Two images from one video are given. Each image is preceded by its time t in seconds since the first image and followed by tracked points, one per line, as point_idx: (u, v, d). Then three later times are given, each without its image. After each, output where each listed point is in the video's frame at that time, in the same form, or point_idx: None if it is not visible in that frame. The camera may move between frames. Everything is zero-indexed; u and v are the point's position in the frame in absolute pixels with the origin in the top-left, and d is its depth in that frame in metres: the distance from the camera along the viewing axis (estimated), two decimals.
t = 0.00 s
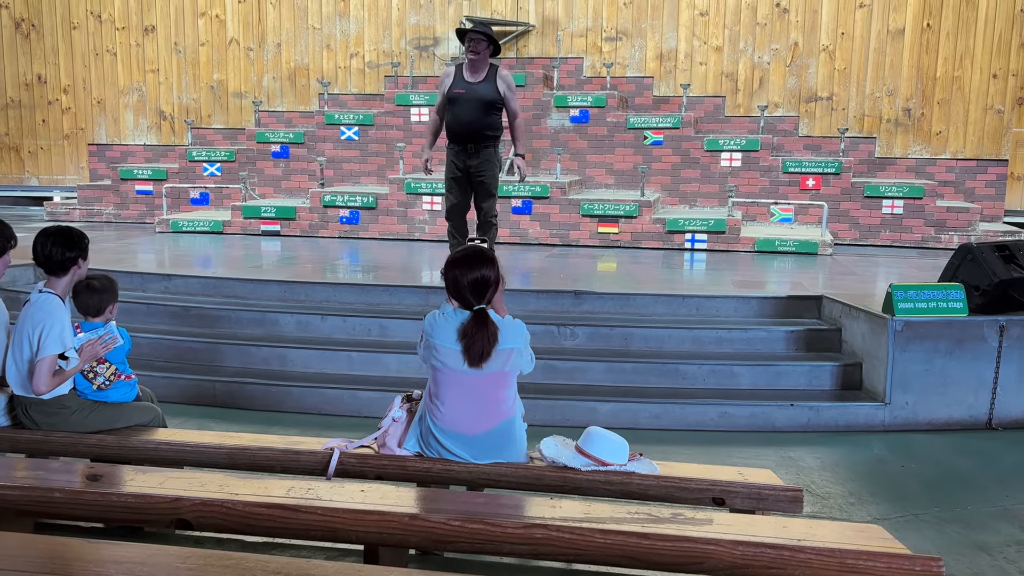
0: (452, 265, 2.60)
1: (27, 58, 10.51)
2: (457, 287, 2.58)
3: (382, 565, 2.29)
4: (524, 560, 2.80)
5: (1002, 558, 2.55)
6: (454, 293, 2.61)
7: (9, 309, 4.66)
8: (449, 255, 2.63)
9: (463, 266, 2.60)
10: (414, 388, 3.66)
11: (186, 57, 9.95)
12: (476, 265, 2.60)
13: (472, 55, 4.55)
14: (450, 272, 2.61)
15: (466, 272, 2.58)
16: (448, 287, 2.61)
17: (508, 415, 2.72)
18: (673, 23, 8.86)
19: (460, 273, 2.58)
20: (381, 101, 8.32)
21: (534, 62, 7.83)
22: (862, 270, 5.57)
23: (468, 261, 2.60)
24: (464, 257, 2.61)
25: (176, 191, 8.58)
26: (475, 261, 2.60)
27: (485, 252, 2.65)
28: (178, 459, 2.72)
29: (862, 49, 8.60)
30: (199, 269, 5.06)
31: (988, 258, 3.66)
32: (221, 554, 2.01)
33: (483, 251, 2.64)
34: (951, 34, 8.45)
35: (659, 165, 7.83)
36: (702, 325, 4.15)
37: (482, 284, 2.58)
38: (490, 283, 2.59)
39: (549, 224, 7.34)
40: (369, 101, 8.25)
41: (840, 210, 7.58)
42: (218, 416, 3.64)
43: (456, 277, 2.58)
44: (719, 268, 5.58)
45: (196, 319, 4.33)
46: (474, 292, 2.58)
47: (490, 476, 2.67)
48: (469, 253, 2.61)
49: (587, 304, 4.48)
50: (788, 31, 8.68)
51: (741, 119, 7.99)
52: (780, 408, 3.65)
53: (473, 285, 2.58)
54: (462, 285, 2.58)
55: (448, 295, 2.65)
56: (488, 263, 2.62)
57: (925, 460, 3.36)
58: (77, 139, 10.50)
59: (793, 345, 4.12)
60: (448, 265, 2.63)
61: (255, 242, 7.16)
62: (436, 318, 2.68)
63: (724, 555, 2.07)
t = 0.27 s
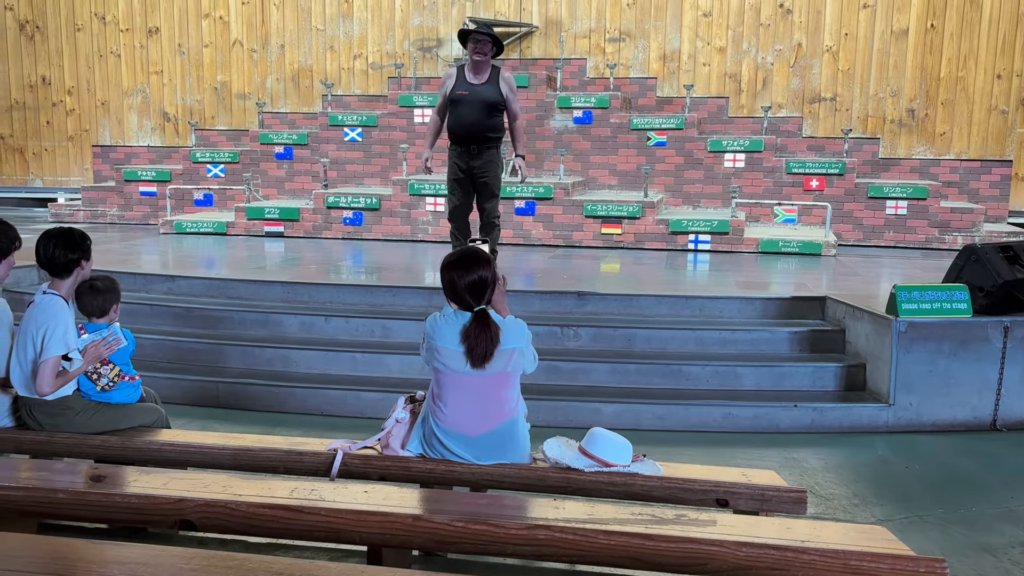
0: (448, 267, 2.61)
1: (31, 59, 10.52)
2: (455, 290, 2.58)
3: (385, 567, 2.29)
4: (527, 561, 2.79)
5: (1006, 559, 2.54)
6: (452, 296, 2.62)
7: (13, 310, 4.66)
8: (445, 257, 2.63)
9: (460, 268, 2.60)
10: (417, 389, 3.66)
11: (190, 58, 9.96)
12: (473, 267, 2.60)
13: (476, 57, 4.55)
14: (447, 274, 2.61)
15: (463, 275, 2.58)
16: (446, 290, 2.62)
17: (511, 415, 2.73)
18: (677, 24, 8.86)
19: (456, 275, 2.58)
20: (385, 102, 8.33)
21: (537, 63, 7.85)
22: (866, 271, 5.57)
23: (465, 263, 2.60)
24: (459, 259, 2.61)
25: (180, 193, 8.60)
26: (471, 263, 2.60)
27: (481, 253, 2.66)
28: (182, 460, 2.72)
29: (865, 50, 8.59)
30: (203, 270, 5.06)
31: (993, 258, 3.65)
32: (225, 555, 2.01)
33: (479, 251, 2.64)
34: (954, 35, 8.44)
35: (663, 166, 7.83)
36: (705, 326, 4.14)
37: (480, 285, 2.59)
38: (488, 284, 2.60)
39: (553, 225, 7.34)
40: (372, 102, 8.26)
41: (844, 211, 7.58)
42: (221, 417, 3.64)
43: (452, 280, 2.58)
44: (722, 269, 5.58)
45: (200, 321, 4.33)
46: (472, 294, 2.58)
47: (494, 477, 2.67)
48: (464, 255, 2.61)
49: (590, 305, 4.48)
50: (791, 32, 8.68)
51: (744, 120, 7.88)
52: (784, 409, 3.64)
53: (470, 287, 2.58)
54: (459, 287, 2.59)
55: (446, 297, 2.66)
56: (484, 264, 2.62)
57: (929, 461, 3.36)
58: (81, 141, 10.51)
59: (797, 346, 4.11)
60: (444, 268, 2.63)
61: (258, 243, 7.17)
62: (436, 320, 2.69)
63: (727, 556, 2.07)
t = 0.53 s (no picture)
0: (449, 268, 2.61)
1: (40, 60, 10.56)
2: (455, 292, 2.58)
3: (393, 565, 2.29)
4: (534, 560, 2.79)
5: (1015, 559, 2.53)
6: (453, 297, 2.62)
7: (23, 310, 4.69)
8: (445, 258, 2.64)
9: (460, 269, 2.60)
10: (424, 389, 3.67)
11: (198, 59, 9.99)
12: (473, 267, 2.60)
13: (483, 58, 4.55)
14: (448, 276, 2.61)
15: (463, 276, 2.59)
16: (447, 291, 2.62)
17: (517, 414, 2.73)
18: (683, 24, 8.85)
19: (457, 276, 2.59)
20: (392, 103, 8.33)
21: (544, 62, 7.85)
22: (873, 271, 5.56)
23: (465, 264, 2.60)
24: (460, 259, 2.61)
25: (187, 193, 8.63)
26: (471, 263, 2.60)
27: (481, 253, 2.66)
28: (191, 458, 2.73)
29: (873, 49, 8.57)
30: (211, 270, 5.07)
31: (1000, 258, 3.63)
32: (234, 552, 2.03)
33: (479, 251, 2.64)
34: (962, 34, 8.41)
35: (669, 166, 7.82)
36: (712, 326, 4.14)
37: (481, 286, 2.59)
38: (489, 283, 2.60)
39: (559, 225, 7.34)
40: (379, 103, 8.26)
41: (851, 211, 7.56)
42: (229, 416, 3.65)
43: (453, 282, 2.59)
44: (729, 269, 5.57)
45: (208, 320, 4.35)
46: (473, 295, 2.59)
47: (501, 476, 2.67)
48: (463, 256, 2.61)
49: (597, 305, 4.48)
50: (798, 32, 8.66)
51: (752, 119, 7.95)
52: (791, 409, 3.64)
53: (471, 288, 2.59)
54: (460, 289, 2.59)
55: (449, 297, 2.66)
56: (484, 263, 2.62)
57: (937, 460, 3.35)
58: (89, 141, 10.54)
59: (804, 346, 4.11)
60: (445, 269, 2.63)
61: (265, 243, 7.18)
62: (440, 320, 2.69)
63: (735, 555, 2.07)
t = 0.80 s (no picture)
0: (456, 268, 2.61)
1: (51, 60, 10.61)
2: (462, 291, 2.58)
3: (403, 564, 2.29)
4: (544, 560, 2.79)
5: None
6: (460, 297, 2.62)
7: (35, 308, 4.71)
8: (451, 258, 2.64)
9: (466, 269, 2.60)
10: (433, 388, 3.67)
11: (208, 59, 10.02)
12: (479, 267, 2.60)
13: (491, 57, 4.54)
14: (454, 276, 2.61)
15: (469, 275, 2.58)
16: (454, 291, 2.62)
17: (525, 413, 2.73)
18: (693, 22, 8.83)
19: (463, 276, 2.59)
20: (401, 102, 8.33)
21: (553, 62, 7.84)
22: (883, 271, 5.53)
23: (471, 264, 2.60)
24: (466, 259, 2.61)
25: (197, 192, 8.65)
26: (477, 263, 2.60)
27: (487, 252, 2.65)
28: (201, 457, 2.74)
29: (884, 48, 8.53)
30: (221, 269, 5.09)
31: (1013, 257, 3.59)
32: (245, 551, 2.03)
33: (485, 251, 2.64)
34: (974, 32, 8.36)
35: (679, 165, 7.81)
36: (722, 326, 4.13)
37: (488, 285, 2.59)
38: (495, 283, 2.59)
39: (568, 224, 7.34)
40: (388, 102, 8.27)
41: (861, 210, 7.53)
42: (239, 415, 3.66)
43: (460, 282, 2.59)
44: (739, 269, 5.56)
45: (218, 319, 4.36)
46: (480, 294, 2.59)
47: (510, 476, 2.67)
48: (469, 256, 2.61)
49: (606, 304, 4.47)
50: (808, 30, 8.63)
51: (761, 119, 7.90)
52: (801, 409, 3.63)
53: (477, 288, 2.58)
54: (467, 289, 2.59)
55: (456, 298, 2.66)
56: (490, 263, 2.62)
57: (949, 461, 3.33)
58: (100, 141, 10.59)
59: (814, 346, 4.09)
60: (451, 270, 2.63)
61: (275, 242, 7.20)
62: (448, 320, 2.69)
63: (746, 555, 2.06)
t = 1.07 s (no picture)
0: (465, 268, 2.61)
1: (64, 60, 10.66)
2: (472, 291, 2.58)
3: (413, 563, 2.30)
4: (554, 559, 2.79)
5: None
6: (470, 297, 2.62)
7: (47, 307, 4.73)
8: (461, 258, 2.63)
9: (476, 269, 2.60)
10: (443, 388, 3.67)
11: (219, 59, 10.05)
12: (488, 267, 2.60)
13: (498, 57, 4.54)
14: (464, 275, 2.61)
15: (479, 275, 2.58)
16: (464, 290, 2.62)
17: (535, 412, 2.73)
18: (704, 22, 8.81)
19: (473, 276, 2.59)
20: (411, 102, 8.33)
21: (563, 61, 7.84)
22: (895, 271, 5.51)
23: (481, 263, 2.60)
24: (475, 259, 2.61)
25: (208, 192, 8.68)
26: (487, 262, 2.59)
27: (497, 252, 2.65)
28: (213, 455, 2.75)
29: (895, 47, 8.49)
30: (231, 268, 5.11)
31: None
32: (256, 550, 2.04)
33: (494, 250, 2.63)
34: (987, 31, 8.31)
35: (689, 164, 7.80)
36: (732, 325, 4.12)
37: (497, 285, 2.59)
38: (505, 282, 2.59)
39: (578, 223, 7.33)
40: (399, 102, 8.28)
41: (872, 210, 7.50)
42: (250, 414, 3.67)
43: (469, 281, 2.58)
44: (749, 268, 5.54)
45: (229, 318, 4.38)
46: (489, 294, 2.58)
47: (520, 475, 2.67)
48: (479, 256, 2.61)
49: (616, 304, 4.47)
50: (819, 30, 8.61)
51: (773, 117, 7.77)
52: (811, 409, 3.62)
53: (487, 287, 2.58)
54: (476, 288, 2.59)
55: (466, 298, 2.66)
56: (499, 263, 2.62)
57: (960, 462, 3.32)
58: (112, 140, 10.64)
59: (825, 346, 4.08)
60: (461, 269, 2.63)
61: (286, 241, 7.22)
62: (458, 320, 2.69)
63: (757, 555, 2.06)
